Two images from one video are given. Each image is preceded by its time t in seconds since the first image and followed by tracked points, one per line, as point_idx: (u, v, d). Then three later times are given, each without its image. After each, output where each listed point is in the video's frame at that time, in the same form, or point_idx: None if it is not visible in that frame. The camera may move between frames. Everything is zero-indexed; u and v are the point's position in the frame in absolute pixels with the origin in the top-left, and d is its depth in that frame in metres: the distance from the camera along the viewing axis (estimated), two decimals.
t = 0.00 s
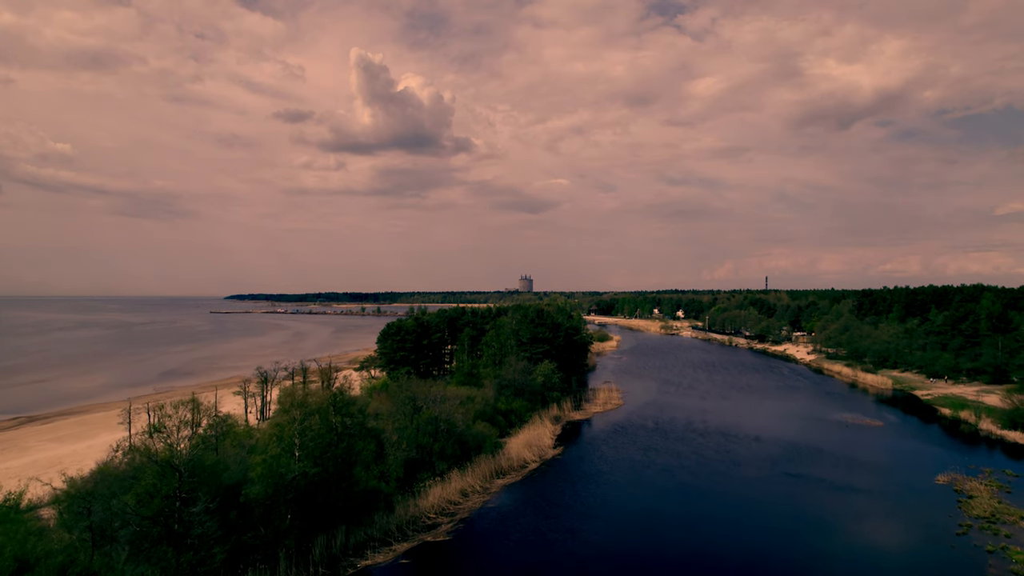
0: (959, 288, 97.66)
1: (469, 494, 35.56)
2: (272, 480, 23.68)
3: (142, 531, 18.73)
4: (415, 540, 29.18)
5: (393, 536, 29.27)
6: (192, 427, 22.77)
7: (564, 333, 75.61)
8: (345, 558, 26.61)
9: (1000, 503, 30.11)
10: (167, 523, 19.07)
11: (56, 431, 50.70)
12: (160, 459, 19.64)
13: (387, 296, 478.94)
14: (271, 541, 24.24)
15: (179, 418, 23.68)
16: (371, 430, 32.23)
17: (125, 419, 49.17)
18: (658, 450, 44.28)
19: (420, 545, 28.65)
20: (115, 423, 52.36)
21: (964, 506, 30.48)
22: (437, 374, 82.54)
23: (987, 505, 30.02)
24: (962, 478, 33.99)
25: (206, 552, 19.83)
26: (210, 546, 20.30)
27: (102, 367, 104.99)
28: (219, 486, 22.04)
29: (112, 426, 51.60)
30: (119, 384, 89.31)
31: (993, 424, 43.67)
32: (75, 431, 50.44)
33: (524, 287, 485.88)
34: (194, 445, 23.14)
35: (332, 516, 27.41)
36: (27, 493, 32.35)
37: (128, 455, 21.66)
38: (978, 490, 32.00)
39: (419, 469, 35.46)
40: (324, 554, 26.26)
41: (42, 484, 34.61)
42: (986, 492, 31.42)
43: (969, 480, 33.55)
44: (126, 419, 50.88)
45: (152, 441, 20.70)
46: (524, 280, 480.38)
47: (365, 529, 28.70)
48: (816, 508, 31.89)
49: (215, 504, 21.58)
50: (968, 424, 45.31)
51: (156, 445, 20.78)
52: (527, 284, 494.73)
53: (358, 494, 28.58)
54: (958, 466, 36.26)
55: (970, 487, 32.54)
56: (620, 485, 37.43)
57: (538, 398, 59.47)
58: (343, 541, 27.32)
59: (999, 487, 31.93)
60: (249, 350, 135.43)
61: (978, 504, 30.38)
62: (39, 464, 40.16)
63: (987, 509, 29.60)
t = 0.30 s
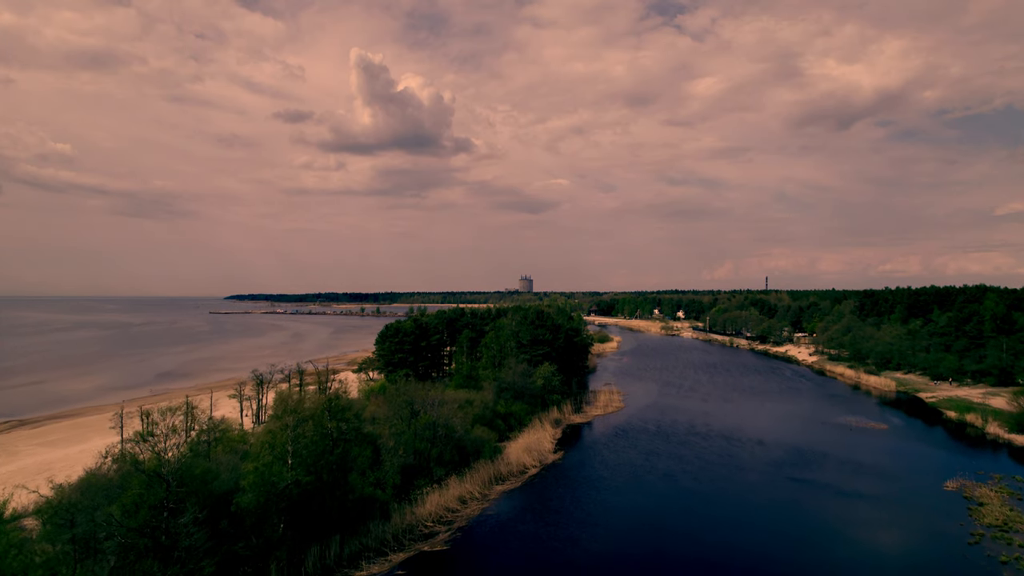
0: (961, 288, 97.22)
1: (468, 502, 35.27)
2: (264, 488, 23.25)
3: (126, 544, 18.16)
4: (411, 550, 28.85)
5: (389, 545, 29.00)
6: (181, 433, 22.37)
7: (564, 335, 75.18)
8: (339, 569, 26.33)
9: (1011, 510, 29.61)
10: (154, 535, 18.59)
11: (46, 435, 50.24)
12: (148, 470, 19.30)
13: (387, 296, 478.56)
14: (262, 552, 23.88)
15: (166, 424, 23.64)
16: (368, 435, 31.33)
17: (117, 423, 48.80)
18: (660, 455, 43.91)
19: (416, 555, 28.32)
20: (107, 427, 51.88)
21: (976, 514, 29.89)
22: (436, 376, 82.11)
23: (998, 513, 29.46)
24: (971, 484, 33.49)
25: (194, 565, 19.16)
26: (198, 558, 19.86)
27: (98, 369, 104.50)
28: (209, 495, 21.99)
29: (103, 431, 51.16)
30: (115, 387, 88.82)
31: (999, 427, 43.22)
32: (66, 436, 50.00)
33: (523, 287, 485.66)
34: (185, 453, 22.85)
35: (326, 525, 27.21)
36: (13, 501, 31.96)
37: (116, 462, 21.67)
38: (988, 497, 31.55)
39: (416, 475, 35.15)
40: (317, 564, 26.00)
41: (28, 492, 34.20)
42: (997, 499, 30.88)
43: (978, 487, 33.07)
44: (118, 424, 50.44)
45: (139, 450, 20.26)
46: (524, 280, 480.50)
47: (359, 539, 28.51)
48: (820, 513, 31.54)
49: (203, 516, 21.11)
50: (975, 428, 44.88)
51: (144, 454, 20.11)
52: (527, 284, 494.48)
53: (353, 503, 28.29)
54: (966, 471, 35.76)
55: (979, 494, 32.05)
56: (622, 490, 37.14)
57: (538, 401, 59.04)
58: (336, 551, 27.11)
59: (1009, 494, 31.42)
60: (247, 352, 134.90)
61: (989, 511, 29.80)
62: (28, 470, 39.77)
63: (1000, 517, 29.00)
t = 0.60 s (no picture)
0: (963, 289, 96.82)
1: (466, 508, 35.17)
2: (257, 497, 23.06)
3: (112, 556, 18.18)
4: (408, 559, 28.73)
5: (385, 554, 28.86)
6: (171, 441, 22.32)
7: (564, 336, 75.04)
8: None
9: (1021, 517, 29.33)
10: (142, 547, 18.59)
11: (40, 438, 50.21)
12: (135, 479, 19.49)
13: (387, 296, 478.38)
14: (255, 561, 23.84)
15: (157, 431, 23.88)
16: (365, 441, 31.20)
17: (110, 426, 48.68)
18: (662, 459, 43.70)
19: (413, 565, 28.19)
20: (101, 431, 51.90)
21: (985, 521, 29.51)
22: (435, 378, 81.95)
23: (1009, 520, 29.12)
24: (979, 490, 33.17)
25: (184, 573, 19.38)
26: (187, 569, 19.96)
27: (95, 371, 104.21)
28: (198, 504, 21.90)
29: (97, 434, 51.01)
30: (111, 388, 88.55)
31: (1006, 430, 43.00)
32: (60, 439, 50.01)
33: (523, 288, 486.10)
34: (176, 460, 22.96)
35: (321, 533, 27.27)
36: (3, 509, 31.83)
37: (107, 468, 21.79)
38: (998, 503, 31.26)
39: (414, 481, 35.06)
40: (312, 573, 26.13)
41: (17, 499, 34.02)
42: (1007, 505, 30.59)
43: (988, 493, 32.77)
44: (112, 428, 50.45)
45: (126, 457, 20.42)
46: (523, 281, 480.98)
47: (355, 548, 28.44)
48: (822, 519, 31.43)
49: (191, 526, 21.07)
50: (980, 431, 44.65)
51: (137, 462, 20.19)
52: (527, 284, 494.39)
53: (348, 511, 28.18)
54: (974, 477, 35.44)
55: (989, 500, 31.77)
56: (624, 495, 37.04)
57: (538, 404, 58.89)
58: (332, 560, 26.99)
59: (1018, 499, 31.14)
60: (245, 353, 134.78)
61: (999, 518, 29.45)
62: (18, 475, 39.62)
63: (1010, 524, 28.69)
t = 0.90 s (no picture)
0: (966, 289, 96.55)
1: (465, 514, 34.89)
2: (248, 505, 22.94)
3: (98, 566, 18.13)
4: (406, 567, 28.37)
5: (381, 562, 28.51)
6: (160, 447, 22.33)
7: (564, 337, 74.74)
8: None
9: None
10: (131, 557, 18.72)
11: (32, 441, 49.99)
12: (122, 487, 19.28)
13: (387, 297, 478.01)
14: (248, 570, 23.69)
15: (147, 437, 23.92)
16: (361, 446, 31.85)
17: (103, 430, 48.44)
18: (664, 463, 43.39)
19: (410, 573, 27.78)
20: (92, 435, 51.63)
21: (997, 528, 29.01)
22: (434, 380, 81.82)
23: None
24: (989, 496, 32.75)
25: None
26: None
27: (92, 372, 103.96)
28: (188, 513, 21.63)
29: (90, 438, 50.73)
30: (108, 390, 88.31)
31: (1013, 433, 42.61)
32: (52, 442, 49.79)
33: (524, 287, 486.26)
34: (166, 469, 22.97)
35: (314, 540, 27.86)
36: None
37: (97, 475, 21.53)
38: (1008, 509, 30.84)
39: (412, 487, 34.83)
40: None
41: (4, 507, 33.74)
42: (1017, 511, 30.17)
43: (997, 498, 32.35)
44: (104, 432, 50.20)
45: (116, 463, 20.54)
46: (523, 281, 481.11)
47: (351, 556, 28.14)
48: (826, 523, 31.12)
49: (180, 538, 20.89)
50: (987, 434, 44.29)
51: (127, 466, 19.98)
52: (528, 284, 494.54)
53: (344, 516, 28.94)
54: (983, 481, 34.99)
55: (999, 506, 31.33)
56: (627, 501, 36.55)
57: (538, 406, 58.60)
58: (326, 568, 26.92)
59: None
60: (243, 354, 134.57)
61: (1011, 525, 28.98)
62: (8, 481, 39.38)
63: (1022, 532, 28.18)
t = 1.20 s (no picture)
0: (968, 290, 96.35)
1: (463, 521, 34.72)
2: (240, 516, 23.02)
3: None
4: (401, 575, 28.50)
5: (376, 571, 28.74)
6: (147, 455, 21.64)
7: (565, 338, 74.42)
8: None
9: None
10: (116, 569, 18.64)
11: (23, 445, 49.67)
12: (107, 496, 19.18)
13: (387, 297, 477.72)
14: None
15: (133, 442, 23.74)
16: (359, 450, 32.04)
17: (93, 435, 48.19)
18: (666, 467, 43.13)
19: None
20: (84, 439, 51.38)
21: (1010, 537, 28.54)
22: (433, 381, 81.62)
23: None
24: (999, 502, 32.31)
25: None
26: None
27: (90, 373, 103.79)
28: (176, 522, 22.30)
29: (81, 443, 50.41)
30: (105, 392, 88.13)
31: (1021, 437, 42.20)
32: (43, 446, 49.50)
33: (524, 288, 486.45)
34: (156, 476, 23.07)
35: (310, 549, 27.36)
36: None
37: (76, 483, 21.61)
38: (1019, 515, 30.44)
39: (410, 493, 34.96)
40: None
41: None
42: None
43: (1006, 505, 31.88)
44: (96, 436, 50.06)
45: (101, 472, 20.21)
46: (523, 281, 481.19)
47: (345, 565, 28.52)
48: (829, 529, 30.93)
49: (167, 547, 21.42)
50: (993, 437, 43.89)
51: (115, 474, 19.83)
52: (528, 284, 494.37)
53: (339, 525, 28.46)
54: (990, 486, 34.58)
55: (1008, 513, 30.91)
56: (630, 505, 36.47)
57: (539, 408, 58.20)
58: None
59: None
60: (241, 354, 134.24)
61: None
62: None
63: None
